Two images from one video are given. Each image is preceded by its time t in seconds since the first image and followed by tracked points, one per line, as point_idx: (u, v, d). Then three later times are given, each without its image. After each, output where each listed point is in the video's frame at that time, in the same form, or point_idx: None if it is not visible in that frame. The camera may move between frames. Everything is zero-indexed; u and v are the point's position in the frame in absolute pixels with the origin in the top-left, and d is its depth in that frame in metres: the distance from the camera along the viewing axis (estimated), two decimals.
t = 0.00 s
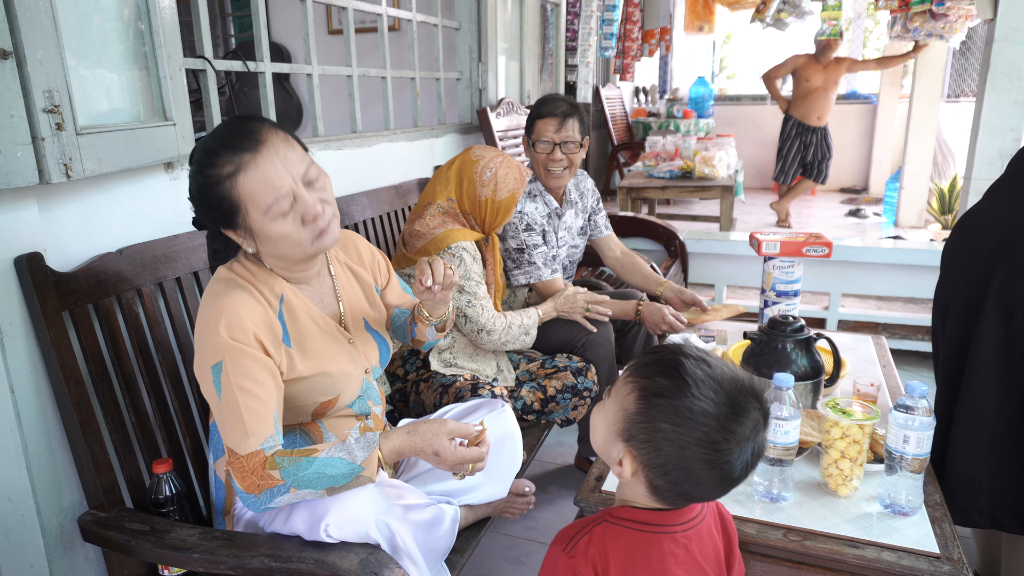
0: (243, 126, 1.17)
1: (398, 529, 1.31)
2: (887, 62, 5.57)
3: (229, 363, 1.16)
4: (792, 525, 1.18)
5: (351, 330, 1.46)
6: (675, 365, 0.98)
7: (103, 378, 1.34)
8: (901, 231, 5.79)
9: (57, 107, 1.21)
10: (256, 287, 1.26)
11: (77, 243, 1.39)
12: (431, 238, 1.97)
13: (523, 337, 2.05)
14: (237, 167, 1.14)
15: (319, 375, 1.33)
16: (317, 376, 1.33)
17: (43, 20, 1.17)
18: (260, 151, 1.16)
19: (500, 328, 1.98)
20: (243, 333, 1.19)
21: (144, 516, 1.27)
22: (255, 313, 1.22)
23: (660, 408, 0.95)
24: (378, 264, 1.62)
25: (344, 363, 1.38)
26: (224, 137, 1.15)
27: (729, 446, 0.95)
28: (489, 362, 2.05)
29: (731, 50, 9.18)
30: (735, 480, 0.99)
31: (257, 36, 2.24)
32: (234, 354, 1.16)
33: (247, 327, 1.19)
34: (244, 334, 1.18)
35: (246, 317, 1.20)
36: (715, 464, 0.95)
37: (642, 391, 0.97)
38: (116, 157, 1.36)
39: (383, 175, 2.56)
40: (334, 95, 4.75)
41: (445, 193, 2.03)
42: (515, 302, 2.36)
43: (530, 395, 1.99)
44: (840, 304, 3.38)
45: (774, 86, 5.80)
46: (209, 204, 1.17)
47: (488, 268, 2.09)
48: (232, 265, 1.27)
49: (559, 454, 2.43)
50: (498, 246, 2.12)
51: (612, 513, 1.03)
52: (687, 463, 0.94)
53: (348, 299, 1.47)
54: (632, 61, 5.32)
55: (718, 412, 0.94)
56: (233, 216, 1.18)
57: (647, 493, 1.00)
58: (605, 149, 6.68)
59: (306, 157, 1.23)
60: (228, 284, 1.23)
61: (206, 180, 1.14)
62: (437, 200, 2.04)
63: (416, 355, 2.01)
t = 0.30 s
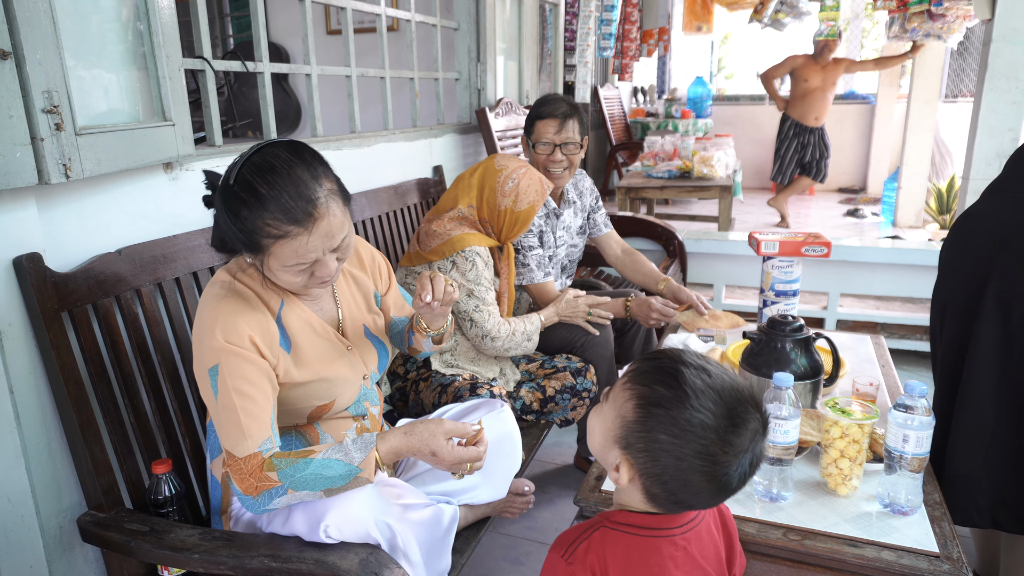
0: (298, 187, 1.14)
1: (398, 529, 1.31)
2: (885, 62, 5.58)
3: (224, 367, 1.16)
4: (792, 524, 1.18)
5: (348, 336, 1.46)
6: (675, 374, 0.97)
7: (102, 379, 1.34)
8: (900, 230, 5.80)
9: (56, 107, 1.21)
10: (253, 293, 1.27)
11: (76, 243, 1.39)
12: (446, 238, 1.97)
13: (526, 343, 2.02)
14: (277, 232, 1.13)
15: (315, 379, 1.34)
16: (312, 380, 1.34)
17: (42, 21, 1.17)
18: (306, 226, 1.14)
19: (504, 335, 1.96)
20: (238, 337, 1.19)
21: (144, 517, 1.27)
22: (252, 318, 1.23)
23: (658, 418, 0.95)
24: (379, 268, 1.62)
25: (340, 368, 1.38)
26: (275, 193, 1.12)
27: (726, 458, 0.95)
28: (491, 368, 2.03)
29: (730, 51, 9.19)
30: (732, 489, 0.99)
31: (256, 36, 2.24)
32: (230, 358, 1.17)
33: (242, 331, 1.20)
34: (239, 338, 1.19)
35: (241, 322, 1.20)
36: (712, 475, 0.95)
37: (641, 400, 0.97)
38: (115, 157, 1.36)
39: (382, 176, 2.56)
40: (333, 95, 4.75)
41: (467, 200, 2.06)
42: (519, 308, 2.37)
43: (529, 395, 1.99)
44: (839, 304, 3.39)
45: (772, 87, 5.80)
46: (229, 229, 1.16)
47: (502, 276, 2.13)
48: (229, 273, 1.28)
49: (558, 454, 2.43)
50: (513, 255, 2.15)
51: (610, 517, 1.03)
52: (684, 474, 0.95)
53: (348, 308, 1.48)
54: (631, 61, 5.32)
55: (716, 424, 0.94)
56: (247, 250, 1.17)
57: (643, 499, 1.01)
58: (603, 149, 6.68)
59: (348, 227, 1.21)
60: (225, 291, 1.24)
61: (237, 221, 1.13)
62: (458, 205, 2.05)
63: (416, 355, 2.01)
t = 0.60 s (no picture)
0: (314, 135, 1.21)
1: (399, 530, 1.31)
2: (883, 62, 5.58)
3: (238, 348, 1.19)
4: (792, 524, 1.18)
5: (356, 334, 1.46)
6: (667, 367, 0.98)
7: (102, 378, 1.34)
8: (898, 230, 5.80)
9: (56, 107, 1.21)
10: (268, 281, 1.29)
11: (76, 243, 1.39)
12: (456, 240, 1.98)
13: (528, 346, 2.01)
14: (291, 167, 1.18)
15: (318, 374, 1.35)
16: (317, 376, 1.35)
17: (41, 21, 1.16)
18: (318, 166, 1.19)
19: (507, 339, 1.95)
20: (251, 321, 1.21)
21: (144, 518, 1.27)
22: (267, 305, 1.25)
23: (650, 410, 0.95)
24: (394, 283, 1.61)
25: (346, 367, 1.40)
26: (293, 135, 1.20)
27: (718, 449, 0.95)
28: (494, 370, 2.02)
29: (728, 51, 9.19)
30: (725, 483, 0.99)
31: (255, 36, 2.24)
32: (243, 341, 1.19)
33: (255, 316, 1.22)
34: (252, 322, 1.21)
35: (255, 307, 1.23)
36: (705, 466, 0.94)
37: (633, 393, 0.98)
38: (115, 157, 1.36)
39: (381, 176, 2.55)
40: (331, 95, 4.75)
41: (481, 206, 2.06)
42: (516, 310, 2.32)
43: (529, 395, 2.00)
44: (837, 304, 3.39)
45: (771, 86, 5.80)
46: (246, 179, 1.21)
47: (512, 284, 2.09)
48: (248, 258, 1.30)
49: (557, 454, 2.44)
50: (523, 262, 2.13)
51: (606, 516, 1.03)
52: (676, 465, 0.94)
53: (358, 309, 1.48)
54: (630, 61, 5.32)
55: (707, 414, 0.94)
56: (260, 201, 1.21)
57: (638, 494, 1.00)
58: (602, 149, 6.68)
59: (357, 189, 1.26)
60: (241, 275, 1.25)
61: (254, 161, 1.19)
62: (472, 210, 2.05)
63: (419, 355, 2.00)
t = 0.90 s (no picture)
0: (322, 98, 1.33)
1: (399, 532, 1.31)
2: (881, 62, 5.58)
3: (251, 333, 1.19)
4: (793, 523, 1.18)
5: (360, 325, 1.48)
6: (655, 360, 0.99)
7: (101, 378, 1.34)
8: (896, 230, 5.80)
9: (54, 107, 1.21)
10: (277, 269, 1.30)
11: (74, 243, 1.39)
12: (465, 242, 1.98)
13: (529, 350, 2.01)
14: (308, 117, 1.28)
15: (324, 360, 1.35)
16: (323, 362, 1.35)
17: (40, 20, 1.16)
18: (331, 116, 1.31)
19: (510, 343, 1.95)
20: (262, 305, 1.22)
21: (143, 518, 1.27)
22: (277, 292, 1.26)
23: (639, 402, 0.96)
24: (393, 278, 1.62)
25: (351, 356, 1.40)
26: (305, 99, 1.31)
27: (706, 441, 0.94)
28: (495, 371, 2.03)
29: (727, 51, 9.19)
30: (715, 476, 0.98)
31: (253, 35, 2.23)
32: (255, 325, 1.20)
33: (268, 301, 1.23)
34: (263, 306, 1.22)
35: (267, 292, 1.24)
36: (692, 458, 0.94)
37: (623, 386, 0.98)
38: (113, 157, 1.35)
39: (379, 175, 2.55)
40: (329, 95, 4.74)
41: (495, 213, 2.05)
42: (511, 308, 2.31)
43: (528, 395, 2.00)
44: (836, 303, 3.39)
45: (769, 86, 5.80)
46: (268, 147, 1.28)
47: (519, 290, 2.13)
48: (259, 249, 1.32)
49: (557, 453, 2.44)
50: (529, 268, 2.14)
51: (602, 510, 1.02)
52: (665, 456, 0.94)
53: (360, 301, 1.50)
54: (628, 61, 5.31)
55: (694, 406, 0.95)
56: (284, 160, 1.28)
57: (630, 488, 1.00)
58: (600, 149, 6.68)
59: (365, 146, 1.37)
60: (250, 262, 1.27)
61: (273, 123, 1.28)
62: (487, 217, 2.04)
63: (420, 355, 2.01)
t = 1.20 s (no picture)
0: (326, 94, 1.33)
1: (399, 532, 1.30)
2: (881, 62, 5.58)
3: (253, 317, 1.20)
4: (793, 523, 1.18)
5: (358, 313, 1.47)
6: (649, 362, 0.98)
7: (100, 378, 1.33)
8: (896, 229, 5.80)
9: (53, 107, 1.20)
10: (272, 257, 1.31)
11: (74, 243, 1.38)
12: (469, 242, 1.98)
13: (532, 353, 2.00)
14: (313, 116, 1.28)
15: (323, 346, 1.36)
16: (322, 346, 1.35)
17: (39, 20, 1.16)
18: (336, 115, 1.31)
19: (513, 344, 1.95)
20: (260, 290, 1.23)
21: (142, 519, 1.27)
22: (275, 279, 1.27)
23: (631, 403, 0.96)
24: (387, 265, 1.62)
25: (349, 341, 1.41)
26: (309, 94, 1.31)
27: (697, 442, 0.94)
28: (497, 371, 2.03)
29: (726, 50, 9.17)
30: (707, 477, 0.98)
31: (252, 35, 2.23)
32: (255, 310, 1.21)
33: (266, 287, 1.24)
34: (262, 291, 1.23)
35: (264, 278, 1.25)
36: (684, 459, 0.94)
37: (615, 387, 0.99)
38: (112, 157, 1.35)
39: (379, 175, 2.55)
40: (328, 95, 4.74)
41: (502, 215, 2.04)
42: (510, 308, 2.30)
43: (528, 395, 1.99)
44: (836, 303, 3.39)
45: (769, 86, 5.80)
46: (268, 139, 1.28)
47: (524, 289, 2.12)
48: (255, 237, 1.33)
49: (557, 453, 2.43)
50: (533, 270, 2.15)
51: (596, 512, 1.01)
52: (656, 458, 0.94)
53: (358, 290, 1.50)
54: (628, 61, 5.32)
55: (686, 407, 0.95)
56: (285, 155, 1.28)
57: (623, 490, 1.00)
58: (600, 149, 6.67)
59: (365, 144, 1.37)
60: (246, 252, 1.28)
61: (276, 116, 1.27)
62: (494, 219, 2.04)
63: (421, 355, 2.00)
